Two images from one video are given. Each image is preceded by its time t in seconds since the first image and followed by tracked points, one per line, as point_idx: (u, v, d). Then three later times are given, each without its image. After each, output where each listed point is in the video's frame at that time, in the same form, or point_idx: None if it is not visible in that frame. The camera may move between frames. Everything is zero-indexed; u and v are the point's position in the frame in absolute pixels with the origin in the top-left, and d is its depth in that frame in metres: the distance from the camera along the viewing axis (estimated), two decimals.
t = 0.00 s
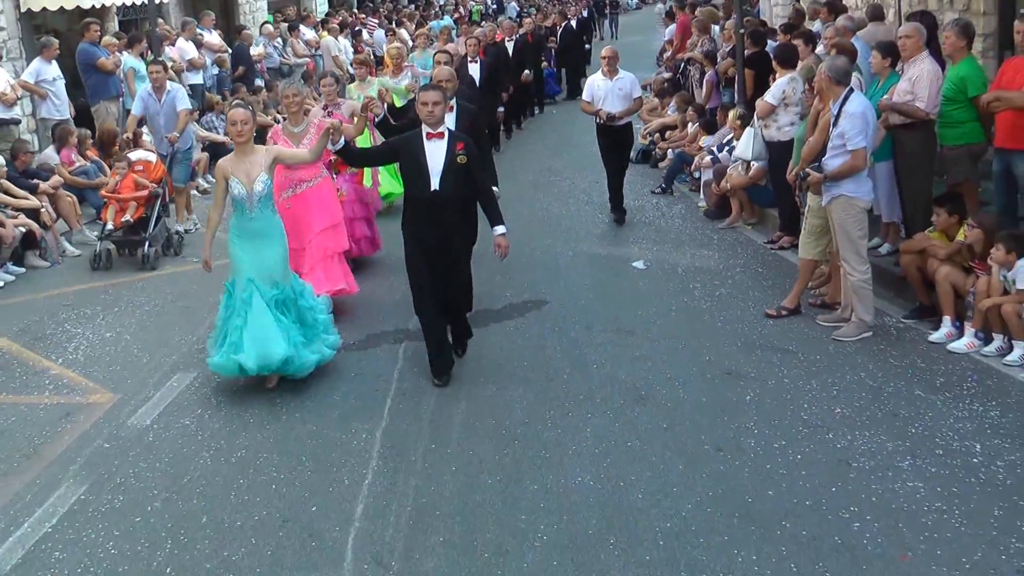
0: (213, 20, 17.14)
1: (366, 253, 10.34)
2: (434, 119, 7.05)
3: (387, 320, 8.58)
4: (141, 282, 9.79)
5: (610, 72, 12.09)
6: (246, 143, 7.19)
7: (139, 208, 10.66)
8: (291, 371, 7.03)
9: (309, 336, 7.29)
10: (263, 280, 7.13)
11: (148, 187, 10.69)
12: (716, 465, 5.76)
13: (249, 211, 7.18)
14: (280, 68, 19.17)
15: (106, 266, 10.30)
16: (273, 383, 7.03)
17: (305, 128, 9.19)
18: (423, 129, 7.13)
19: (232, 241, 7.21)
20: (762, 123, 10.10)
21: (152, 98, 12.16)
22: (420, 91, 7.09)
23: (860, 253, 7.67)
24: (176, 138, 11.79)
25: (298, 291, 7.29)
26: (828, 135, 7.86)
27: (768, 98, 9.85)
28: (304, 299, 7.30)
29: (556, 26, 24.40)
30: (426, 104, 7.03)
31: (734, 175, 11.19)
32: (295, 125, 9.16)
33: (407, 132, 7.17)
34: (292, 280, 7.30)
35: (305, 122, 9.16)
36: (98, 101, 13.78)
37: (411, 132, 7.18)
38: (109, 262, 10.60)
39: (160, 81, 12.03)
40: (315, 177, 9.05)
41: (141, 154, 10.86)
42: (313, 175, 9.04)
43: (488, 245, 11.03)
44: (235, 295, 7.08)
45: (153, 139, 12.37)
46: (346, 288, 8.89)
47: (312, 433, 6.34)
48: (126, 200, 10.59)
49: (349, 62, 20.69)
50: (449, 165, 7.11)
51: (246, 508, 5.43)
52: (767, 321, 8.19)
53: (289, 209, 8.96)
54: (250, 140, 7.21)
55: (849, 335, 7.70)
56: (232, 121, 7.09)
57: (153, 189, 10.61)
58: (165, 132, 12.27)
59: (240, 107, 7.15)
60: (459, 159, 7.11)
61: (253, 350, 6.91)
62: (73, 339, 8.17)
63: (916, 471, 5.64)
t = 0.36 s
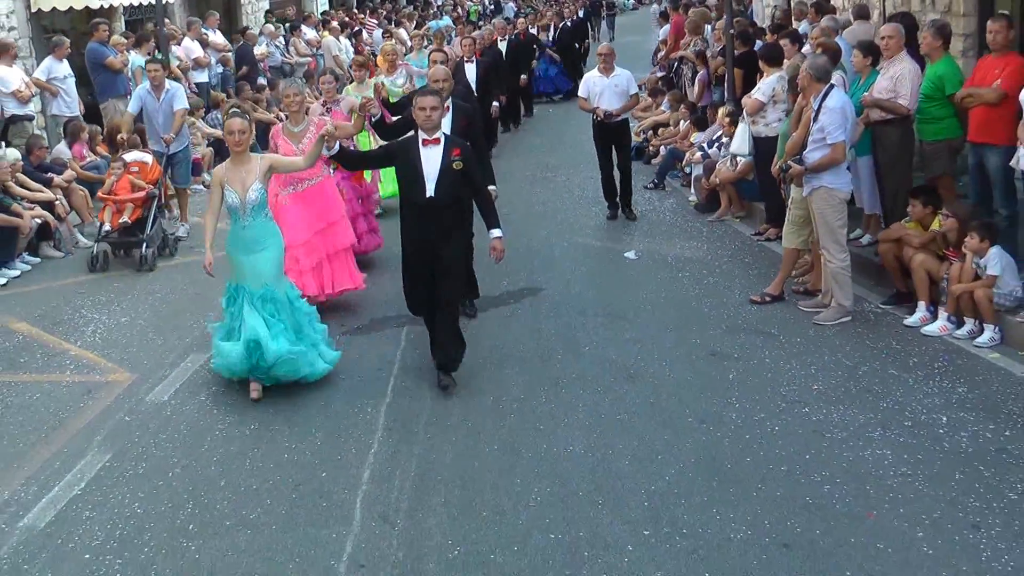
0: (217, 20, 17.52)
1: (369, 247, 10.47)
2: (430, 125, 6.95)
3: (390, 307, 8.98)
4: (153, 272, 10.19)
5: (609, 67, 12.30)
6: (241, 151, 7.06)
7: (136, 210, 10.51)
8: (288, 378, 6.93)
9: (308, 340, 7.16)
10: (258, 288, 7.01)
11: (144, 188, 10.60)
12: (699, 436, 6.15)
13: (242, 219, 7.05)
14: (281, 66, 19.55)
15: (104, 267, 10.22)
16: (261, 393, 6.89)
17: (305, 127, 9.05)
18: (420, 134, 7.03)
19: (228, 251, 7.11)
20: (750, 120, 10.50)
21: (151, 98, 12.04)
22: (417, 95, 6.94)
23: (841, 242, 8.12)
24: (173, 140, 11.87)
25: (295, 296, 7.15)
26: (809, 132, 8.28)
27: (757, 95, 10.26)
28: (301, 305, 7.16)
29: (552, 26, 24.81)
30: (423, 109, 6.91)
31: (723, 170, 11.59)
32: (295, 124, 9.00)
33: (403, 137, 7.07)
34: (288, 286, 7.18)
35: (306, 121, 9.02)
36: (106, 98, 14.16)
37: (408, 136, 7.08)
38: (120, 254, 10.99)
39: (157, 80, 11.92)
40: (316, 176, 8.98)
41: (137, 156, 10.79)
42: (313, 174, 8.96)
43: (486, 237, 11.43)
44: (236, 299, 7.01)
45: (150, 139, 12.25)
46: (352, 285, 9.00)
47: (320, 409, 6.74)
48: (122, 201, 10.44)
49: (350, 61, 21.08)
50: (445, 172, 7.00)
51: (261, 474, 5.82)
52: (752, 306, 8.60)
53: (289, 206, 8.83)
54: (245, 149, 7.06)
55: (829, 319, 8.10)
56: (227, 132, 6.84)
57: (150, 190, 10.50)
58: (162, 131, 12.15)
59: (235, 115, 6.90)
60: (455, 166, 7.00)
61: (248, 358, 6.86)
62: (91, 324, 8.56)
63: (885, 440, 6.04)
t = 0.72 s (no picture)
0: (222, 20, 17.91)
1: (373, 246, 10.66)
2: (429, 120, 7.12)
3: (392, 295, 9.38)
4: (164, 262, 10.60)
5: (611, 70, 12.18)
6: (240, 143, 7.24)
7: (135, 211, 10.45)
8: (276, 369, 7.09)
9: (298, 334, 7.28)
10: (251, 278, 7.20)
11: (143, 189, 10.57)
12: (685, 411, 6.54)
13: (239, 210, 7.24)
14: (284, 66, 19.95)
15: (103, 268, 10.19)
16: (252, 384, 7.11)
17: (304, 127, 9.21)
18: (418, 130, 7.20)
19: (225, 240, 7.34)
20: (741, 116, 10.89)
21: (144, 104, 11.96)
22: (416, 90, 7.10)
23: (823, 232, 8.50)
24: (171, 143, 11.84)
25: (289, 287, 7.32)
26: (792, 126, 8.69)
27: (749, 92, 10.65)
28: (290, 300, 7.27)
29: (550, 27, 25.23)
30: (421, 105, 7.08)
31: (714, 166, 11.99)
32: (295, 124, 9.15)
33: (402, 133, 7.23)
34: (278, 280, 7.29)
35: (304, 121, 9.20)
36: (115, 96, 14.56)
37: (407, 132, 7.23)
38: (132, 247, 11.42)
39: (149, 86, 11.81)
40: (315, 175, 9.11)
41: (136, 158, 10.85)
42: (313, 173, 9.09)
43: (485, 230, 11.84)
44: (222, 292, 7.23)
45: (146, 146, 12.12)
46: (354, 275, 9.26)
47: (328, 388, 7.12)
48: (121, 202, 10.39)
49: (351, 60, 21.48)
50: (443, 166, 7.16)
51: (273, 446, 6.20)
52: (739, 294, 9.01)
53: (288, 203, 8.90)
54: (245, 141, 7.26)
55: (811, 306, 8.50)
56: (227, 124, 7.07)
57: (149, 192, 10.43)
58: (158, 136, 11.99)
59: (234, 108, 7.11)
60: (453, 160, 7.15)
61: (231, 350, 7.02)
62: (107, 310, 8.96)
63: (859, 414, 6.43)
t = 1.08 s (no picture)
0: (226, 21, 18.28)
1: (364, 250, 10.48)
2: (425, 126, 7.12)
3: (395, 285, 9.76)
4: (175, 254, 10.99)
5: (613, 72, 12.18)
6: (238, 146, 7.29)
7: (135, 212, 10.38)
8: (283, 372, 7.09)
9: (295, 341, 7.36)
10: (252, 282, 7.19)
11: (143, 191, 10.43)
12: (673, 389, 6.92)
13: (240, 213, 7.26)
14: (288, 66, 20.34)
15: (103, 270, 10.24)
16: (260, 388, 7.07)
17: (305, 131, 9.20)
18: (414, 136, 7.17)
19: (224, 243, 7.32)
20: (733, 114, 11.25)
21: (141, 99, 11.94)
22: (410, 97, 7.13)
23: (807, 223, 8.89)
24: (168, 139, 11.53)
25: (287, 296, 7.37)
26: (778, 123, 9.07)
27: (740, 91, 11.01)
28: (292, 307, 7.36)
29: (548, 27, 25.64)
30: (417, 110, 7.08)
31: (706, 162, 12.37)
32: (296, 128, 9.16)
33: (397, 139, 7.20)
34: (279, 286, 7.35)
35: (305, 125, 9.17)
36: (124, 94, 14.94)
37: (401, 139, 7.22)
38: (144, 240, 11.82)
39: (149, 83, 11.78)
40: (316, 181, 9.06)
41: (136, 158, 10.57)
42: (313, 179, 9.05)
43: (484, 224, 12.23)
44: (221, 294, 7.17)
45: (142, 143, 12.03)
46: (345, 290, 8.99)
47: (335, 371, 7.49)
48: (121, 204, 10.31)
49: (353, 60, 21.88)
50: (439, 171, 7.17)
51: (283, 421, 6.57)
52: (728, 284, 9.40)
53: (288, 211, 8.99)
54: (243, 144, 7.33)
55: (796, 294, 8.88)
56: (225, 127, 7.12)
57: (149, 193, 10.35)
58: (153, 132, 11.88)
59: (232, 112, 7.17)
60: (449, 166, 7.19)
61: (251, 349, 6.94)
62: (123, 298, 9.35)
63: (837, 392, 6.81)
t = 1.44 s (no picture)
0: (231, 22, 18.64)
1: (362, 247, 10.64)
2: (420, 124, 7.02)
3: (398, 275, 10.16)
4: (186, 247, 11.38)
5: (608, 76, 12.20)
6: (239, 150, 7.19)
7: (134, 214, 10.46)
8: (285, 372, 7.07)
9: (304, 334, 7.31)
10: (254, 283, 7.15)
11: (141, 193, 10.54)
12: (661, 370, 7.33)
13: (239, 215, 7.16)
14: (291, 66, 20.72)
15: (101, 272, 10.28)
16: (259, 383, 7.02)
17: (304, 128, 9.37)
18: (409, 134, 7.08)
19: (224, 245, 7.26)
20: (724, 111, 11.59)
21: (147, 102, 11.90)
22: (405, 95, 7.06)
23: (793, 215, 9.27)
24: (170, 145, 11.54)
25: (290, 294, 7.30)
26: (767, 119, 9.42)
27: (731, 89, 11.33)
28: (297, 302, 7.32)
29: (545, 30, 26.08)
30: (412, 109, 7.00)
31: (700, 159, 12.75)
32: (295, 125, 9.31)
33: (394, 138, 7.12)
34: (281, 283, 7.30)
35: (305, 122, 9.34)
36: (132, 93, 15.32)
37: (397, 137, 7.14)
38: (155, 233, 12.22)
39: (156, 85, 11.69)
40: (317, 176, 9.04)
41: (135, 160, 10.73)
42: (313, 175, 9.03)
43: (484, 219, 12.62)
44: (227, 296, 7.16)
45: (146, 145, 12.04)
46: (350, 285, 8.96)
47: (342, 355, 7.89)
48: (118, 206, 10.39)
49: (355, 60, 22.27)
50: (435, 170, 7.06)
51: (294, 398, 6.97)
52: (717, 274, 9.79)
53: (288, 207, 8.88)
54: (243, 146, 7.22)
55: (782, 283, 9.26)
56: (226, 130, 7.04)
57: (147, 195, 10.46)
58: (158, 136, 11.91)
59: (233, 115, 7.08)
60: (446, 164, 7.07)
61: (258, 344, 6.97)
62: (137, 287, 9.74)
63: (817, 371, 7.22)
